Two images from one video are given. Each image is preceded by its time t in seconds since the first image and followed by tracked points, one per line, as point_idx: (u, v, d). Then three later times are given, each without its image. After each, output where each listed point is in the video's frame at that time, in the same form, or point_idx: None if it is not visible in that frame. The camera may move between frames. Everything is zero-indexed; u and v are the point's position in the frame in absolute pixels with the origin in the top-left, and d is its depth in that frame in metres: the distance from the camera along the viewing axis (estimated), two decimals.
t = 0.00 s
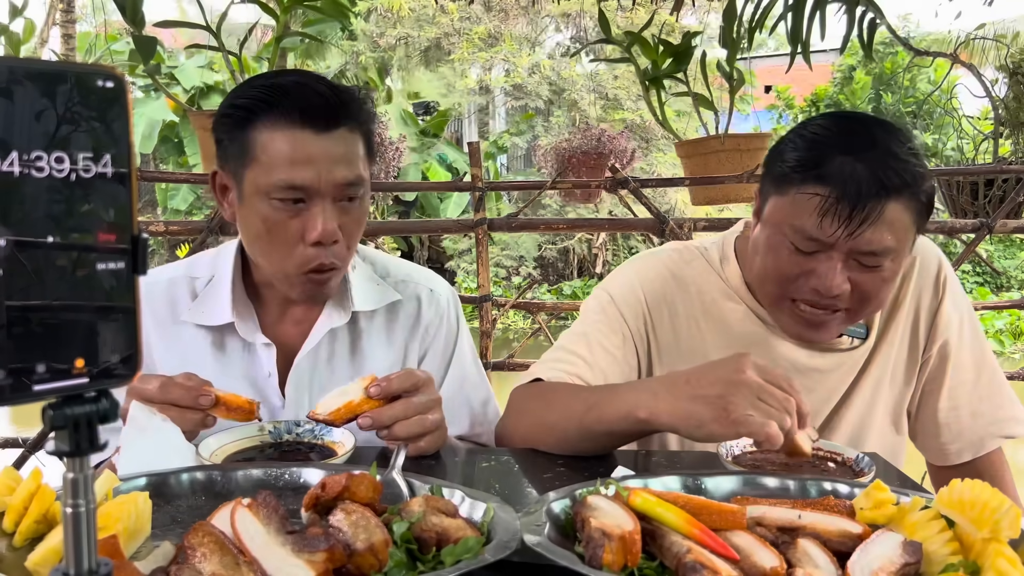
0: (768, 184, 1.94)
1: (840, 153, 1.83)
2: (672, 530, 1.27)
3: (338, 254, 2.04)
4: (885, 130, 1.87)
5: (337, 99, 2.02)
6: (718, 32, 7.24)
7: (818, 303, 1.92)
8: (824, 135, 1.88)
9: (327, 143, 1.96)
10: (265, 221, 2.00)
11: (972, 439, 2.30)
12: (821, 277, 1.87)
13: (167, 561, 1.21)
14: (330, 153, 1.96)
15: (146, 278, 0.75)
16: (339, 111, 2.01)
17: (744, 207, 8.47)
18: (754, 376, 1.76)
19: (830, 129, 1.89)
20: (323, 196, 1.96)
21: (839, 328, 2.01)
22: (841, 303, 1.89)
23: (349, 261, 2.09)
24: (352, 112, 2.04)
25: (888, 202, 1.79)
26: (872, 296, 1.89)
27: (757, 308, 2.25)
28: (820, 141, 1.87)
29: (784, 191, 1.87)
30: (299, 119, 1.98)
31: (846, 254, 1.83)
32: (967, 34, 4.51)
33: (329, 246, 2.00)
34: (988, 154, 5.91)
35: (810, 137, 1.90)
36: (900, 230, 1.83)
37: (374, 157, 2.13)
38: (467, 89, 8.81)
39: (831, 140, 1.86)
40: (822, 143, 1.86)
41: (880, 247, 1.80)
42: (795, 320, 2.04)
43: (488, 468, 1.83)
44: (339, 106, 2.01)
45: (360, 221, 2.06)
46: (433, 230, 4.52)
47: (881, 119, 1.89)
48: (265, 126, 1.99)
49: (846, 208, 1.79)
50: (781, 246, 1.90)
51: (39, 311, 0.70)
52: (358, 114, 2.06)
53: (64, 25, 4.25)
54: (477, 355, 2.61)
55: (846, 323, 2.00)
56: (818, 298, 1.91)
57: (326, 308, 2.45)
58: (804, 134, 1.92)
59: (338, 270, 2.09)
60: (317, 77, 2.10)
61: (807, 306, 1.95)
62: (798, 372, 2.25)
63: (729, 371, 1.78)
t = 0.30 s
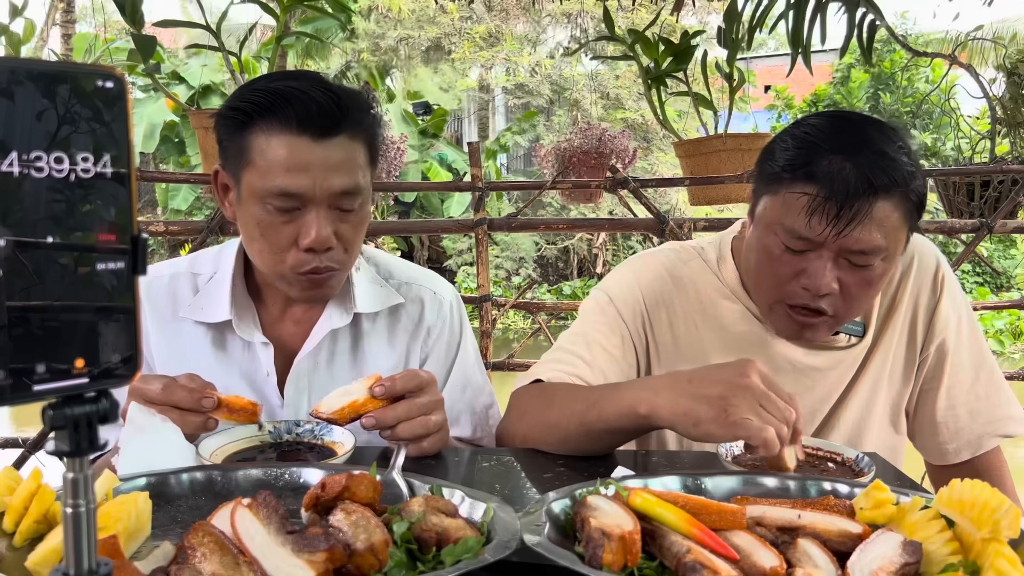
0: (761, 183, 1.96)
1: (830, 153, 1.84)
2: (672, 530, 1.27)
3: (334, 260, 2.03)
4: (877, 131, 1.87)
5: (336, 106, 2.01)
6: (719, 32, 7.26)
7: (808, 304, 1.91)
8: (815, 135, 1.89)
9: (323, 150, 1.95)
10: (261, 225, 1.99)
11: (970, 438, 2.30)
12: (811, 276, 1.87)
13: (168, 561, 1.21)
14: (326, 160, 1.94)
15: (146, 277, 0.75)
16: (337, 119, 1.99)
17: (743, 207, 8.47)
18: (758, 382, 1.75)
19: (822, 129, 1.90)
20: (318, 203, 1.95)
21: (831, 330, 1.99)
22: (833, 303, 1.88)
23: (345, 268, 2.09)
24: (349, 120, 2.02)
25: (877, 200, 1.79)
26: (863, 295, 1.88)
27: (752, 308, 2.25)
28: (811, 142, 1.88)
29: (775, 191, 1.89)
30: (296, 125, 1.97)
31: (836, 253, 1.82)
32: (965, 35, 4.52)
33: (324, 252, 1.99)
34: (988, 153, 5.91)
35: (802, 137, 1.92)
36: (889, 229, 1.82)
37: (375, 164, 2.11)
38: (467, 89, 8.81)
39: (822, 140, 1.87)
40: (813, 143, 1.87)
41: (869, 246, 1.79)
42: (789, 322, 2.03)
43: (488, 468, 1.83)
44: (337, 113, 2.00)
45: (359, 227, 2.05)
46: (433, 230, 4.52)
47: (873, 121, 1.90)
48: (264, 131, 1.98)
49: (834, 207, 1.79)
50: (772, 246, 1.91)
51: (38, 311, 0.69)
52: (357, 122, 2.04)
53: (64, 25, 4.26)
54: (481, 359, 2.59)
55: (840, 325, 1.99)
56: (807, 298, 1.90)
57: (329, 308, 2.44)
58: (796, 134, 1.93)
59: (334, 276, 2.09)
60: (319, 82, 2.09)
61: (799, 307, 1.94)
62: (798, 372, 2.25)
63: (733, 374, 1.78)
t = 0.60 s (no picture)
0: (753, 187, 1.96)
1: (820, 155, 1.84)
2: (672, 530, 1.27)
3: (321, 269, 2.03)
4: (867, 130, 1.87)
5: (332, 115, 1.98)
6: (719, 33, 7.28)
7: (805, 305, 1.91)
8: (805, 136, 1.89)
9: (316, 157, 1.93)
10: (253, 226, 1.99)
11: (969, 437, 2.30)
12: (807, 278, 1.87)
13: (168, 561, 1.21)
14: (318, 167, 1.93)
15: (146, 277, 0.75)
16: (331, 127, 1.97)
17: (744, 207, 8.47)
18: (766, 391, 1.76)
19: (811, 130, 1.89)
20: (307, 209, 1.94)
21: (828, 330, 2.00)
22: (830, 303, 1.88)
23: (332, 276, 2.09)
24: (345, 129, 1.99)
25: (869, 200, 1.79)
26: (859, 294, 1.88)
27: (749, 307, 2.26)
28: (801, 143, 1.88)
29: (766, 194, 1.89)
30: (290, 130, 1.95)
31: (831, 254, 1.82)
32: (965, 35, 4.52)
33: (309, 261, 1.99)
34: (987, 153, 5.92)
35: (792, 138, 1.91)
36: (883, 228, 1.82)
37: (372, 174, 2.09)
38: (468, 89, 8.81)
39: (813, 142, 1.87)
40: (804, 145, 1.87)
41: (863, 246, 1.80)
42: (786, 323, 2.04)
43: (489, 468, 1.83)
44: (331, 122, 1.97)
45: (349, 238, 2.04)
46: (433, 230, 4.52)
47: (863, 120, 1.89)
48: (259, 134, 1.98)
49: (827, 208, 1.79)
50: (767, 249, 1.91)
51: (38, 311, 0.69)
52: (354, 130, 2.02)
53: (64, 26, 4.26)
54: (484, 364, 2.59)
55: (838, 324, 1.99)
56: (804, 299, 1.90)
57: (330, 310, 2.44)
58: (787, 136, 1.93)
59: (320, 283, 2.08)
60: (321, 87, 2.07)
61: (796, 308, 1.95)
62: (798, 371, 2.25)
63: (742, 384, 1.78)
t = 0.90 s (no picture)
0: (753, 187, 1.95)
1: (821, 154, 1.84)
2: (672, 530, 1.27)
3: (327, 272, 2.03)
4: (868, 129, 1.87)
5: (342, 120, 1.97)
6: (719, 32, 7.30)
7: (807, 305, 1.91)
8: (805, 136, 1.89)
9: (326, 162, 1.93)
10: (260, 228, 1.99)
11: (969, 437, 2.30)
12: (809, 278, 1.87)
13: (167, 561, 1.21)
14: (327, 173, 1.93)
15: (145, 278, 0.75)
16: (340, 133, 1.96)
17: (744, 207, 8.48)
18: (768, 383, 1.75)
19: (812, 130, 1.89)
20: (314, 212, 1.94)
21: (829, 330, 2.00)
22: (832, 303, 1.88)
23: (339, 280, 2.08)
24: (355, 135, 1.98)
25: (871, 199, 1.79)
26: (861, 294, 1.88)
27: (749, 308, 2.25)
28: (801, 143, 1.88)
29: (767, 194, 1.89)
30: (299, 134, 1.94)
31: (833, 253, 1.83)
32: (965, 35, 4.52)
33: (314, 264, 1.99)
34: (987, 153, 5.92)
35: (792, 137, 1.91)
36: (885, 227, 1.82)
37: (381, 179, 2.08)
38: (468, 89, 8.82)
39: (813, 141, 1.87)
40: (805, 144, 1.87)
41: (866, 245, 1.80)
42: (787, 323, 2.03)
43: (487, 468, 1.83)
44: (341, 128, 1.96)
45: (356, 243, 2.04)
46: (433, 230, 4.52)
47: (863, 119, 1.89)
48: (268, 137, 1.97)
49: (829, 208, 1.79)
50: (768, 249, 1.91)
51: (39, 312, 0.69)
52: (364, 135, 2.01)
53: (64, 26, 4.26)
54: (490, 367, 2.59)
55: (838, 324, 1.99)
56: (806, 298, 1.90)
57: (338, 313, 2.44)
58: (787, 135, 1.93)
59: (326, 287, 2.08)
60: (332, 91, 2.06)
61: (797, 308, 1.94)
62: (798, 369, 2.25)
63: (743, 376, 1.78)
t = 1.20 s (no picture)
0: (753, 187, 1.95)
1: (821, 155, 1.83)
2: (672, 530, 1.27)
3: (322, 275, 2.03)
4: (868, 129, 1.87)
5: (342, 124, 1.97)
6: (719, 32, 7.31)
7: (808, 305, 1.92)
8: (805, 136, 1.89)
9: (324, 165, 1.93)
10: (257, 228, 2.00)
11: (968, 437, 2.30)
12: (811, 279, 1.87)
13: (168, 561, 1.21)
14: (325, 176, 1.93)
15: (145, 278, 0.75)
16: (339, 136, 1.95)
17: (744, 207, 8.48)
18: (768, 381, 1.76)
19: (811, 130, 1.89)
20: (310, 215, 1.94)
21: (830, 329, 2.00)
22: (834, 303, 1.89)
23: (335, 283, 2.08)
24: (354, 139, 1.98)
25: (873, 201, 1.79)
26: (862, 294, 1.89)
27: (749, 307, 2.26)
28: (801, 144, 1.88)
29: (767, 195, 1.89)
30: (298, 137, 1.95)
31: (835, 255, 1.83)
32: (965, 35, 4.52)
33: (309, 266, 1.99)
34: (987, 153, 5.92)
35: (791, 138, 1.91)
36: (886, 227, 1.82)
37: (381, 183, 2.08)
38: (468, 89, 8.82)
39: (813, 142, 1.86)
40: (805, 145, 1.87)
41: (867, 246, 1.80)
42: (788, 323, 2.04)
43: (487, 468, 1.83)
44: (340, 131, 1.96)
45: (353, 247, 2.04)
46: (433, 230, 4.51)
47: (863, 119, 1.89)
48: (267, 138, 1.97)
49: (831, 210, 1.79)
50: (769, 250, 1.91)
51: (39, 311, 0.69)
52: (363, 138, 2.00)
53: (64, 26, 4.26)
54: (492, 369, 2.59)
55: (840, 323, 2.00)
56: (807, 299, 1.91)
57: (342, 313, 2.44)
58: (786, 136, 1.92)
59: (322, 290, 2.08)
60: (333, 94, 2.06)
61: (798, 308, 1.95)
62: (797, 369, 2.25)
63: (745, 373, 1.79)
